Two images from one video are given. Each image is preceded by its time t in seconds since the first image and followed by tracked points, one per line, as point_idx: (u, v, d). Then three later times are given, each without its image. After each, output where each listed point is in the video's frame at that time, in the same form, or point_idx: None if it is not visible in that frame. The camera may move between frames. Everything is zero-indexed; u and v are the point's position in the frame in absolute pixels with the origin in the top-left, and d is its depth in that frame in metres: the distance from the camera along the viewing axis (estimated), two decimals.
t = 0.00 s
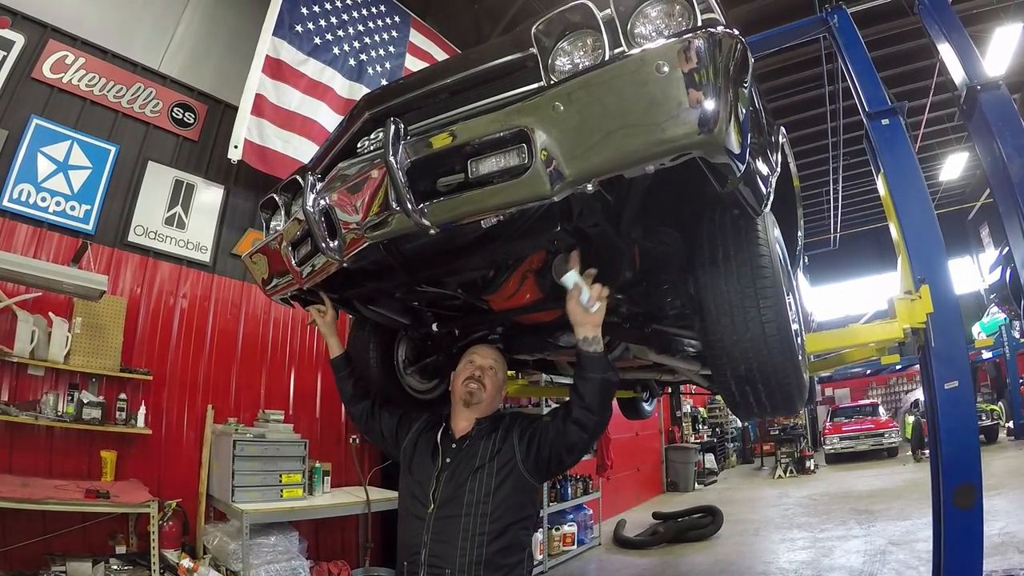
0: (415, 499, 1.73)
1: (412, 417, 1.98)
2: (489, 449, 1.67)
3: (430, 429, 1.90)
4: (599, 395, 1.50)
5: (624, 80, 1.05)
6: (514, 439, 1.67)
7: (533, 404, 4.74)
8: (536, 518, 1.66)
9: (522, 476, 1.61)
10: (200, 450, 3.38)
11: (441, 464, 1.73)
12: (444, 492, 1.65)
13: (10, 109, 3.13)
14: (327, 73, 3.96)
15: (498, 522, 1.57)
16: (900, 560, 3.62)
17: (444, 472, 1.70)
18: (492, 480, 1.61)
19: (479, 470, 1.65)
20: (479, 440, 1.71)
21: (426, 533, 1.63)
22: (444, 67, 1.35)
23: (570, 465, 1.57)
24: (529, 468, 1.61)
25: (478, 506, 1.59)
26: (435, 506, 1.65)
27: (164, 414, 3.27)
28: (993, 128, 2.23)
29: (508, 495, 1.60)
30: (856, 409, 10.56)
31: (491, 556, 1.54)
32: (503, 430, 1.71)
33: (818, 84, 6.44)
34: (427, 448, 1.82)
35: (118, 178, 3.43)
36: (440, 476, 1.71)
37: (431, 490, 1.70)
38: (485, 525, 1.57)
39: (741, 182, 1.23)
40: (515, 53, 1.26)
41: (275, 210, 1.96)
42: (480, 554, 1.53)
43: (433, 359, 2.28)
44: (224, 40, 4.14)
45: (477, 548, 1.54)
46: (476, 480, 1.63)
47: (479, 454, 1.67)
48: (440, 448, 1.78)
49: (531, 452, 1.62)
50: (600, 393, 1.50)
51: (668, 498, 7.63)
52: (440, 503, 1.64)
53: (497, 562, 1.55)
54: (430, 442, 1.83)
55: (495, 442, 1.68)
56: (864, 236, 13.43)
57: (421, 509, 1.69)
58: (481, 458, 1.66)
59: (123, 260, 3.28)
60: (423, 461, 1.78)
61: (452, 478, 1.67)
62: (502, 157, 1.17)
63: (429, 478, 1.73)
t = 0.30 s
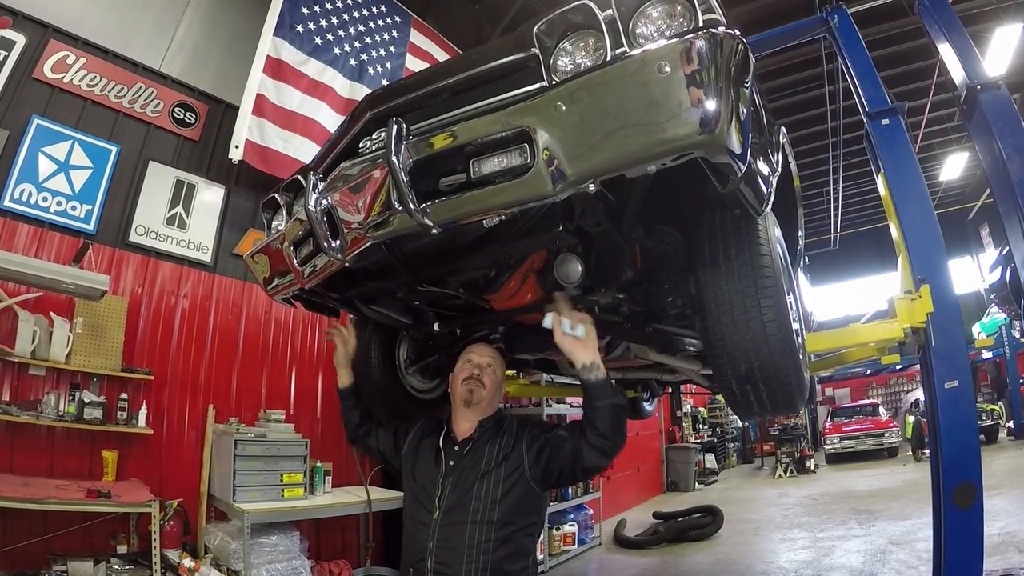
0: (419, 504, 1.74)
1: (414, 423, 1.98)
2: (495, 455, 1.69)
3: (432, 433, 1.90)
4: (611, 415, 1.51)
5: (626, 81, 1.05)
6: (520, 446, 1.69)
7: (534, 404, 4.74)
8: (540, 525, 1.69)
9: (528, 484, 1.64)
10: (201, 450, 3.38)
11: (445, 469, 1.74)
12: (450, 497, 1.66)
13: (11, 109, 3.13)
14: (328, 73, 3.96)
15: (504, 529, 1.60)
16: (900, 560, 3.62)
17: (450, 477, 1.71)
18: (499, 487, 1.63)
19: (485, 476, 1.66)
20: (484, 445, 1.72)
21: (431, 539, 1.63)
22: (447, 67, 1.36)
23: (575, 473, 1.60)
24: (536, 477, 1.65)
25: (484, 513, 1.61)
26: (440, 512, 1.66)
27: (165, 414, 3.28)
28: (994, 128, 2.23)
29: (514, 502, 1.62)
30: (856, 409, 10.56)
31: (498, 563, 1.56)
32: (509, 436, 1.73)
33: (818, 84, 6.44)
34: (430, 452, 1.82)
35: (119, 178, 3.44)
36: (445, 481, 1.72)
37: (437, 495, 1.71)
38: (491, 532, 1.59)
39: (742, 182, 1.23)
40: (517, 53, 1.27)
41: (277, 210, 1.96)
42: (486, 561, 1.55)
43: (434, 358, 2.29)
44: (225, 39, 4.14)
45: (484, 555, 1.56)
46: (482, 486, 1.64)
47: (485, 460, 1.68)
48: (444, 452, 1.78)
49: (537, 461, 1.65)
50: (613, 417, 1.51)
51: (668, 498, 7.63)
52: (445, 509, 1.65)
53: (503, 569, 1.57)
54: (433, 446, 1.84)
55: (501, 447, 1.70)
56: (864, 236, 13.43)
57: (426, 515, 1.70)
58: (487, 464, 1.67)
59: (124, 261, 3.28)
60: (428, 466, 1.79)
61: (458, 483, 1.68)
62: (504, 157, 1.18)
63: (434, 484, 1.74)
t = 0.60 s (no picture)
0: (422, 511, 1.73)
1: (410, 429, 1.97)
2: (499, 462, 1.69)
3: (430, 439, 1.90)
4: (620, 449, 1.49)
5: (627, 87, 1.06)
6: (524, 454, 1.71)
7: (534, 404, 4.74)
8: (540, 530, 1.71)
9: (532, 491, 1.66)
10: (203, 450, 3.39)
11: (448, 476, 1.73)
12: (454, 505, 1.66)
13: (13, 110, 3.14)
14: (329, 74, 3.97)
15: (509, 536, 1.61)
16: (899, 560, 3.63)
17: (453, 484, 1.70)
18: (504, 494, 1.64)
19: (489, 483, 1.66)
20: (488, 452, 1.72)
21: (436, 546, 1.63)
22: (449, 71, 1.36)
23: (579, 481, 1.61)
24: (540, 483, 1.66)
25: (490, 521, 1.61)
26: (444, 519, 1.65)
27: (167, 415, 3.29)
28: (993, 130, 2.23)
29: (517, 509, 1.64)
30: (856, 409, 10.58)
31: (504, 569, 1.58)
32: (513, 444, 1.74)
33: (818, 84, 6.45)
34: (430, 458, 1.82)
35: (121, 179, 3.45)
36: (448, 488, 1.71)
37: (440, 502, 1.70)
38: (496, 539, 1.60)
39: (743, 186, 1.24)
40: (519, 57, 1.28)
41: (279, 212, 1.97)
42: (492, 568, 1.56)
43: (435, 359, 2.28)
44: (226, 41, 4.15)
45: (490, 562, 1.57)
46: (487, 494, 1.64)
47: (489, 467, 1.69)
48: (444, 458, 1.78)
49: (541, 469, 1.67)
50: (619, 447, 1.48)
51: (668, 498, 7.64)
52: (450, 516, 1.65)
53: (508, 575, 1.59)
54: (434, 453, 1.83)
55: (505, 455, 1.71)
56: (864, 236, 13.43)
57: (429, 523, 1.69)
58: (491, 472, 1.68)
59: (126, 262, 3.29)
60: (429, 472, 1.79)
61: (462, 491, 1.68)
62: (506, 161, 1.19)
63: (436, 490, 1.74)
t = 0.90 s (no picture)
0: (408, 515, 1.66)
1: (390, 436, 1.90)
2: (489, 464, 1.67)
3: (411, 442, 1.84)
4: (603, 468, 1.49)
5: (626, 90, 1.07)
6: (514, 457, 1.69)
7: (535, 404, 4.75)
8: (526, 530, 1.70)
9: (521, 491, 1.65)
10: (204, 450, 3.40)
11: (435, 479, 1.68)
12: (445, 508, 1.61)
13: (15, 111, 3.15)
14: (330, 75, 3.99)
15: (500, 537, 1.60)
16: (899, 560, 3.63)
17: (442, 488, 1.65)
18: (495, 496, 1.62)
19: (480, 486, 1.63)
20: (477, 455, 1.69)
21: (428, 551, 1.57)
22: (450, 74, 1.37)
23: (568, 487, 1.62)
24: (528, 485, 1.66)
25: (483, 523, 1.58)
26: (435, 524, 1.60)
27: (168, 415, 3.30)
28: (992, 131, 2.24)
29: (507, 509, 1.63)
30: (857, 409, 10.58)
31: (497, 571, 1.56)
32: (502, 445, 1.72)
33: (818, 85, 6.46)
34: (414, 462, 1.76)
35: (122, 179, 3.46)
36: (437, 491, 1.66)
37: (428, 506, 1.65)
38: (488, 541, 1.57)
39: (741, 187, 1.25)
40: (519, 60, 1.29)
41: (280, 213, 1.98)
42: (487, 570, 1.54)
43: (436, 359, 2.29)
44: (227, 42, 4.16)
45: (484, 564, 1.54)
46: (478, 496, 1.61)
47: (480, 470, 1.66)
48: (430, 462, 1.73)
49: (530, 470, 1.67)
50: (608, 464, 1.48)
51: (668, 498, 7.65)
52: (441, 520, 1.60)
53: None
54: (417, 456, 1.78)
55: (495, 458, 1.68)
56: (864, 236, 13.45)
57: (418, 528, 1.63)
58: (482, 474, 1.65)
59: (127, 262, 3.30)
60: (415, 475, 1.72)
61: (452, 494, 1.63)
62: (506, 164, 1.20)
63: (423, 494, 1.67)
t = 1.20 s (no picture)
0: (382, 513, 1.54)
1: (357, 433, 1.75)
2: (469, 459, 1.59)
3: (380, 438, 1.71)
4: (564, 477, 1.47)
5: (625, 94, 1.08)
6: (491, 452, 1.62)
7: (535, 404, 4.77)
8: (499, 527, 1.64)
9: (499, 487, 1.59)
10: (205, 450, 3.41)
11: (411, 477, 1.57)
12: (424, 506, 1.51)
13: (16, 112, 3.16)
14: (331, 76, 4.00)
15: (480, 534, 1.53)
16: (897, 559, 3.64)
17: (419, 486, 1.55)
18: (475, 493, 1.54)
19: (460, 481, 1.54)
20: (454, 452, 1.60)
21: (408, 551, 1.46)
22: (450, 76, 1.38)
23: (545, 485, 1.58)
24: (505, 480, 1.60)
25: (464, 520, 1.50)
26: (415, 522, 1.50)
27: (169, 415, 3.31)
28: (990, 132, 2.25)
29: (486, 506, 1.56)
30: (856, 409, 10.59)
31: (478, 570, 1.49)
32: (479, 440, 1.65)
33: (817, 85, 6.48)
34: (386, 458, 1.63)
35: (124, 180, 3.47)
36: (414, 487, 1.55)
37: (405, 504, 1.53)
38: (469, 539, 1.50)
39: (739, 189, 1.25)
40: (518, 63, 1.30)
41: (281, 214, 1.99)
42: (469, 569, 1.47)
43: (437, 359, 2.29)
44: (228, 43, 4.17)
45: (465, 562, 1.47)
46: (459, 492, 1.52)
47: (460, 465, 1.57)
48: (403, 460, 1.61)
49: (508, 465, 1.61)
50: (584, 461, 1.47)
51: (668, 497, 7.65)
52: (421, 518, 1.50)
53: None
54: (389, 451, 1.65)
55: (473, 453, 1.60)
56: (863, 236, 13.46)
57: (394, 527, 1.51)
58: (463, 470, 1.56)
59: (129, 263, 3.31)
60: (388, 472, 1.59)
61: (431, 490, 1.53)
62: (506, 166, 1.21)
63: (398, 493, 1.55)
